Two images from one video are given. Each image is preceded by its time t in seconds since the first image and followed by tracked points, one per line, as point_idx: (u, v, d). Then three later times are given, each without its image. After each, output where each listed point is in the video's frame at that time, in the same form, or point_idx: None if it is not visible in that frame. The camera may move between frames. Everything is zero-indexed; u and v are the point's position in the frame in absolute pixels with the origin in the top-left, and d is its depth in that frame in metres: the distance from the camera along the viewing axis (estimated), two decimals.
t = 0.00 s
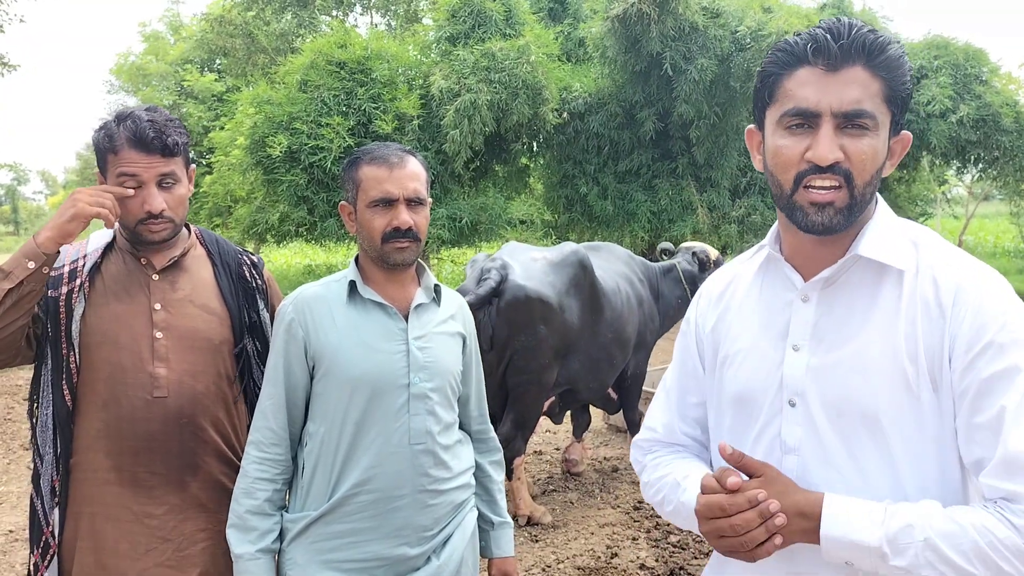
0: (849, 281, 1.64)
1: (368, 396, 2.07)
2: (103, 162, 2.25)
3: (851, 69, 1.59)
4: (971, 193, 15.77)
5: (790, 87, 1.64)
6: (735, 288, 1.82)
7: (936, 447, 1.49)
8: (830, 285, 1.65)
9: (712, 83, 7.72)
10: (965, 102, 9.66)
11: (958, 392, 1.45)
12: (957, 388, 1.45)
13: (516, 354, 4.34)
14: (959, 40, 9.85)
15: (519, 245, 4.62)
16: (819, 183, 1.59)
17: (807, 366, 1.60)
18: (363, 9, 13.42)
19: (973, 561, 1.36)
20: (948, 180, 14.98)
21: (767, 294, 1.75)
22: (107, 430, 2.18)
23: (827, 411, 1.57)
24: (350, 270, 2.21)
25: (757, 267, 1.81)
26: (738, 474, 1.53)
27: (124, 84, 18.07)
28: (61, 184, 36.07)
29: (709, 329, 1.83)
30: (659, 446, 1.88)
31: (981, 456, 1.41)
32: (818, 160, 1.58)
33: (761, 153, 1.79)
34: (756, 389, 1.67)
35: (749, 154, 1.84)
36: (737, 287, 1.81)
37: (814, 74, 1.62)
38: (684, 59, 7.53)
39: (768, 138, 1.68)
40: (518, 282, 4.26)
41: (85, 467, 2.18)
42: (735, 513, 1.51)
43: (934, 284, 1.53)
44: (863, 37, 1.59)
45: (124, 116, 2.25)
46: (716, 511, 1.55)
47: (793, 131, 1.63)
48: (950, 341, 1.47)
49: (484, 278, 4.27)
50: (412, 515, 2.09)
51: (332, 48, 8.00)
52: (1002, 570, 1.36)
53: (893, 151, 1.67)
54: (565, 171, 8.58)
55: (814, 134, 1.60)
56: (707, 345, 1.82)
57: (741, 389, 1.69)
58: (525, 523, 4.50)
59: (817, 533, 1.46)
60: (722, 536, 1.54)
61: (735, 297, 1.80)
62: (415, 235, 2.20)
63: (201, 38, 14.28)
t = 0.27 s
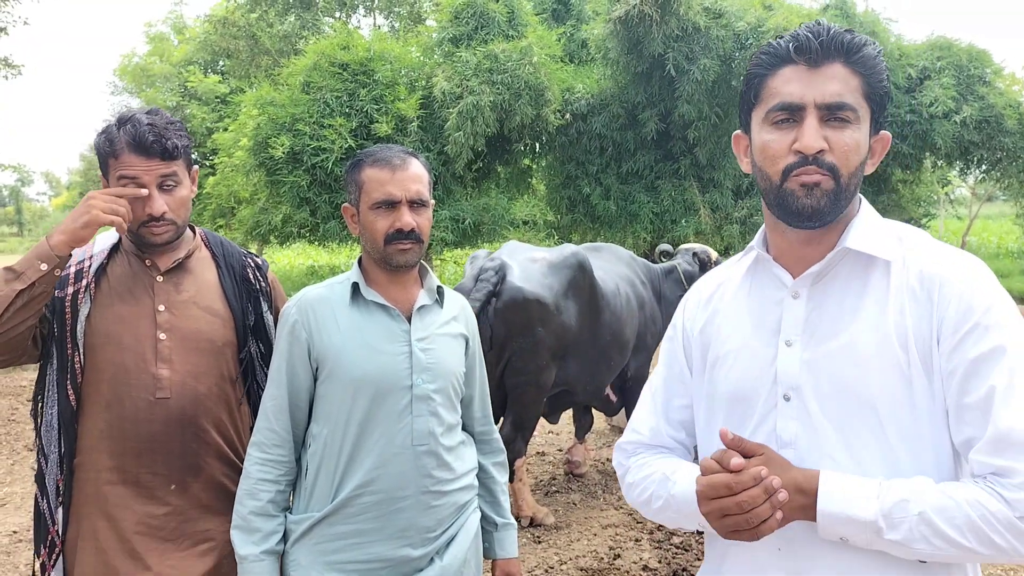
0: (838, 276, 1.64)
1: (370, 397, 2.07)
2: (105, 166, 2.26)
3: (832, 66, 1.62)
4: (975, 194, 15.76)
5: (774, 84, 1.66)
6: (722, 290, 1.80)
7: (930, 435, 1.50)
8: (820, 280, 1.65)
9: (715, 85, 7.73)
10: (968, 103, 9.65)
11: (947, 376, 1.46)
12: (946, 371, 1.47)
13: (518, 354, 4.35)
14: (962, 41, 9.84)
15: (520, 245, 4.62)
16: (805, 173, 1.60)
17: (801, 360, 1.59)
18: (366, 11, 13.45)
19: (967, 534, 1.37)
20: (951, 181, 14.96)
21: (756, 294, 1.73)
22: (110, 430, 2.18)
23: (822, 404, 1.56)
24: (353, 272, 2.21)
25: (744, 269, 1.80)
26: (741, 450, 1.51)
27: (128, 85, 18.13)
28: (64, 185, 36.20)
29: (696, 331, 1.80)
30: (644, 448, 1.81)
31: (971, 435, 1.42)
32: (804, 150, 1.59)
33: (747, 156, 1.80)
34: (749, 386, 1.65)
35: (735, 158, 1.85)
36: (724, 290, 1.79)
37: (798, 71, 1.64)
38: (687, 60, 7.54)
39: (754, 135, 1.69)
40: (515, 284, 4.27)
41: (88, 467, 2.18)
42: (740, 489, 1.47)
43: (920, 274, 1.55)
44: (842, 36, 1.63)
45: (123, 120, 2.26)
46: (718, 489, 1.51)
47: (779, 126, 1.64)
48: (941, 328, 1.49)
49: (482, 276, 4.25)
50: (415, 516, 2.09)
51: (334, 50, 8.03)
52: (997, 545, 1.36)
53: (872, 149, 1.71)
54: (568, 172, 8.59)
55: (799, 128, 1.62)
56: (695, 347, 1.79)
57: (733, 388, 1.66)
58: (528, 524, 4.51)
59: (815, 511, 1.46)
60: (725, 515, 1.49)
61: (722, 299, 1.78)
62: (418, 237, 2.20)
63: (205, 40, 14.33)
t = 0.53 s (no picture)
0: (815, 265, 1.67)
1: (374, 396, 2.08)
2: (112, 163, 2.27)
3: (804, 60, 1.66)
4: (979, 195, 15.74)
5: (751, 78, 1.70)
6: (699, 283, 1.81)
7: (906, 415, 1.52)
8: (798, 268, 1.68)
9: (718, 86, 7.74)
10: (972, 104, 9.64)
11: (923, 356, 1.49)
12: (923, 351, 1.50)
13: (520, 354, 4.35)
14: (966, 41, 9.83)
15: (512, 243, 4.57)
16: (780, 159, 1.63)
17: (781, 346, 1.60)
18: (369, 11, 13.47)
19: (945, 505, 1.38)
20: (955, 181, 14.95)
21: (735, 286, 1.74)
22: (113, 430, 2.19)
23: (802, 388, 1.57)
24: (356, 272, 2.22)
25: (721, 262, 1.81)
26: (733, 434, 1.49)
27: (132, 85, 18.18)
28: (68, 185, 36.29)
29: (673, 324, 1.80)
30: (622, 439, 1.79)
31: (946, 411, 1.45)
32: (779, 137, 1.62)
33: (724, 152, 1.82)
34: (729, 373, 1.65)
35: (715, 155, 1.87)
36: (701, 283, 1.80)
37: (772, 65, 1.68)
38: (691, 60, 7.54)
39: (731, 127, 1.72)
40: (502, 284, 4.27)
41: (92, 467, 2.19)
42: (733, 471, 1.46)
43: (894, 261, 1.59)
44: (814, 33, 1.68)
45: (129, 117, 2.27)
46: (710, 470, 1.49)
47: (755, 117, 1.67)
48: (916, 310, 1.52)
49: (472, 274, 4.27)
50: (419, 515, 2.09)
51: (337, 50, 8.05)
52: (974, 516, 1.38)
53: (843, 146, 1.74)
54: (571, 172, 8.59)
55: (773, 118, 1.65)
56: (673, 340, 1.79)
57: (713, 377, 1.67)
58: (531, 524, 4.51)
59: (802, 486, 1.47)
60: (720, 495, 1.48)
61: (699, 292, 1.78)
62: (421, 236, 2.20)
63: (208, 41, 14.37)
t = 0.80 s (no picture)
0: (786, 258, 1.73)
1: (378, 396, 2.08)
2: (119, 159, 2.27)
3: (768, 59, 1.73)
4: (984, 195, 15.71)
5: (718, 79, 1.76)
6: (672, 276, 1.84)
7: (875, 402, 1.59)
8: (768, 261, 1.73)
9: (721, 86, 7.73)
10: (976, 104, 9.62)
11: (893, 347, 1.56)
12: (894, 342, 1.57)
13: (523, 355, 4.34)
14: (971, 41, 9.82)
15: (507, 243, 4.52)
16: (747, 153, 1.68)
17: (755, 336, 1.65)
18: (373, 12, 13.48)
19: (916, 492, 1.46)
20: (960, 181, 14.90)
21: (708, 278, 1.79)
22: (117, 432, 2.19)
23: (777, 376, 1.62)
24: (360, 272, 2.22)
25: (694, 255, 1.85)
26: (711, 430, 1.54)
27: (137, 86, 18.25)
28: (72, 186, 36.42)
29: (648, 316, 1.83)
30: (608, 436, 1.83)
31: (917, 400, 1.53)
32: (746, 132, 1.68)
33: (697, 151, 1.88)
34: (705, 363, 1.69)
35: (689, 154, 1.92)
36: (674, 276, 1.83)
37: (737, 66, 1.74)
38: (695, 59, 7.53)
39: (701, 125, 1.78)
40: (493, 284, 4.26)
41: (96, 469, 2.19)
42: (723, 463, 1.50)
43: (862, 254, 1.66)
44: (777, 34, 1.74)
45: (140, 115, 2.28)
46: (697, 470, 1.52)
47: (723, 115, 1.74)
48: (886, 301, 1.59)
49: (465, 276, 4.30)
50: (422, 516, 2.09)
51: (340, 51, 8.08)
52: (942, 501, 1.46)
53: (810, 141, 1.81)
54: (574, 173, 8.59)
55: (739, 115, 1.71)
56: (648, 332, 1.82)
57: (690, 367, 1.70)
58: (534, 525, 4.50)
59: (787, 475, 1.52)
60: (681, 488, 1.55)
61: (674, 286, 1.81)
62: (425, 237, 2.20)
63: (212, 42, 14.41)
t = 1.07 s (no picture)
0: (762, 259, 1.80)
1: (384, 397, 2.07)
2: (132, 153, 2.28)
3: (738, 70, 1.80)
4: (990, 197, 15.65)
5: (690, 89, 1.83)
6: (651, 279, 1.90)
7: (851, 397, 1.67)
8: (744, 263, 1.80)
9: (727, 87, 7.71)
10: (983, 105, 9.57)
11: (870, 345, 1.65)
12: (871, 340, 1.65)
13: (527, 356, 4.32)
14: (977, 41, 9.78)
15: (509, 242, 4.52)
16: (722, 161, 1.76)
17: (735, 336, 1.71)
18: (378, 13, 13.48)
19: (893, 483, 1.55)
20: (966, 182, 14.85)
21: (687, 280, 1.85)
22: (123, 437, 2.19)
23: (757, 373, 1.68)
24: (366, 274, 2.21)
25: (672, 258, 1.92)
26: (690, 439, 1.63)
27: (142, 87, 18.32)
28: (77, 189, 36.59)
29: (629, 318, 1.89)
30: (592, 439, 1.90)
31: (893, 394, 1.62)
32: (718, 141, 1.76)
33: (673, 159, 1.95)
34: (687, 362, 1.74)
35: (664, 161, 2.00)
36: (653, 279, 1.89)
37: (708, 77, 1.82)
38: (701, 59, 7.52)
39: (676, 135, 1.86)
40: (496, 284, 4.23)
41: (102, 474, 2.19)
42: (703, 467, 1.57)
43: (836, 256, 1.74)
44: (744, 46, 1.83)
45: (158, 113, 2.32)
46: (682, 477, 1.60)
47: (696, 124, 1.81)
48: (860, 301, 1.68)
49: (467, 277, 4.31)
50: (429, 517, 2.09)
51: (343, 52, 8.11)
52: (918, 491, 1.55)
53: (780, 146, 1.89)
54: (579, 174, 8.58)
55: (712, 125, 1.79)
56: (629, 333, 1.88)
57: (674, 367, 1.76)
58: (539, 527, 4.50)
59: (773, 472, 1.59)
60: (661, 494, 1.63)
61: (655, 288, 1.87)
62: (431, 238, 2.20)
63: (217, 43, 14.45)
